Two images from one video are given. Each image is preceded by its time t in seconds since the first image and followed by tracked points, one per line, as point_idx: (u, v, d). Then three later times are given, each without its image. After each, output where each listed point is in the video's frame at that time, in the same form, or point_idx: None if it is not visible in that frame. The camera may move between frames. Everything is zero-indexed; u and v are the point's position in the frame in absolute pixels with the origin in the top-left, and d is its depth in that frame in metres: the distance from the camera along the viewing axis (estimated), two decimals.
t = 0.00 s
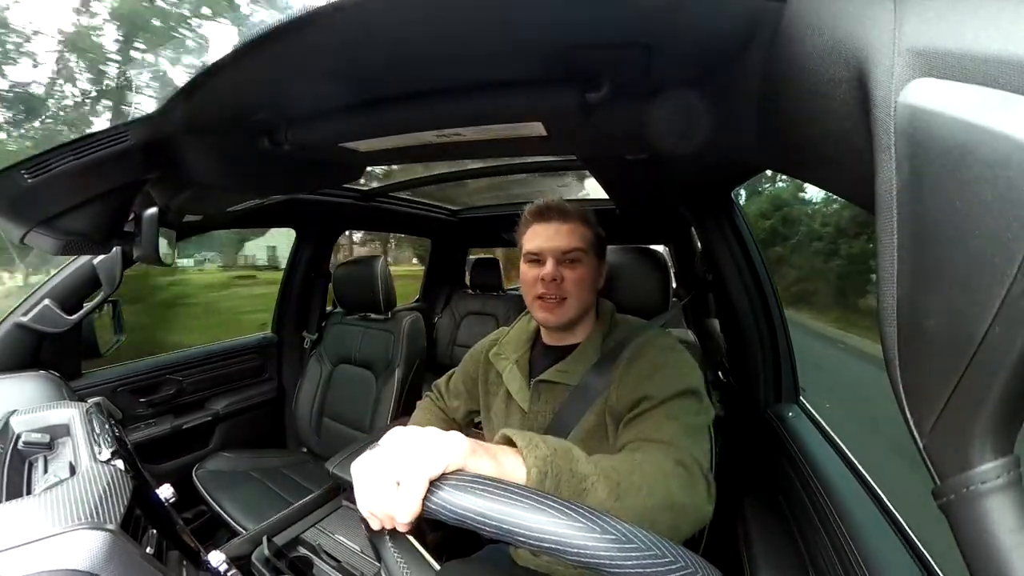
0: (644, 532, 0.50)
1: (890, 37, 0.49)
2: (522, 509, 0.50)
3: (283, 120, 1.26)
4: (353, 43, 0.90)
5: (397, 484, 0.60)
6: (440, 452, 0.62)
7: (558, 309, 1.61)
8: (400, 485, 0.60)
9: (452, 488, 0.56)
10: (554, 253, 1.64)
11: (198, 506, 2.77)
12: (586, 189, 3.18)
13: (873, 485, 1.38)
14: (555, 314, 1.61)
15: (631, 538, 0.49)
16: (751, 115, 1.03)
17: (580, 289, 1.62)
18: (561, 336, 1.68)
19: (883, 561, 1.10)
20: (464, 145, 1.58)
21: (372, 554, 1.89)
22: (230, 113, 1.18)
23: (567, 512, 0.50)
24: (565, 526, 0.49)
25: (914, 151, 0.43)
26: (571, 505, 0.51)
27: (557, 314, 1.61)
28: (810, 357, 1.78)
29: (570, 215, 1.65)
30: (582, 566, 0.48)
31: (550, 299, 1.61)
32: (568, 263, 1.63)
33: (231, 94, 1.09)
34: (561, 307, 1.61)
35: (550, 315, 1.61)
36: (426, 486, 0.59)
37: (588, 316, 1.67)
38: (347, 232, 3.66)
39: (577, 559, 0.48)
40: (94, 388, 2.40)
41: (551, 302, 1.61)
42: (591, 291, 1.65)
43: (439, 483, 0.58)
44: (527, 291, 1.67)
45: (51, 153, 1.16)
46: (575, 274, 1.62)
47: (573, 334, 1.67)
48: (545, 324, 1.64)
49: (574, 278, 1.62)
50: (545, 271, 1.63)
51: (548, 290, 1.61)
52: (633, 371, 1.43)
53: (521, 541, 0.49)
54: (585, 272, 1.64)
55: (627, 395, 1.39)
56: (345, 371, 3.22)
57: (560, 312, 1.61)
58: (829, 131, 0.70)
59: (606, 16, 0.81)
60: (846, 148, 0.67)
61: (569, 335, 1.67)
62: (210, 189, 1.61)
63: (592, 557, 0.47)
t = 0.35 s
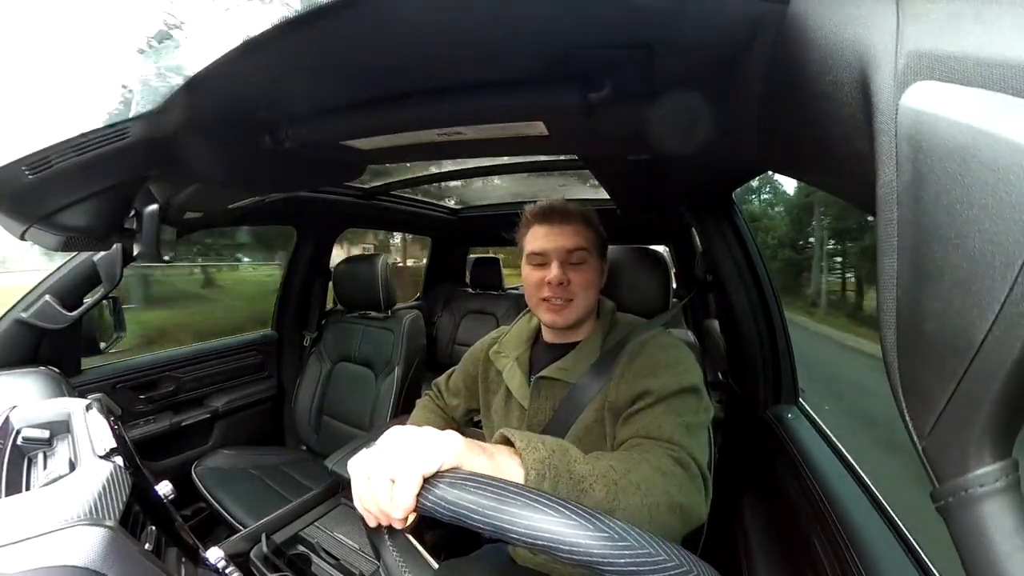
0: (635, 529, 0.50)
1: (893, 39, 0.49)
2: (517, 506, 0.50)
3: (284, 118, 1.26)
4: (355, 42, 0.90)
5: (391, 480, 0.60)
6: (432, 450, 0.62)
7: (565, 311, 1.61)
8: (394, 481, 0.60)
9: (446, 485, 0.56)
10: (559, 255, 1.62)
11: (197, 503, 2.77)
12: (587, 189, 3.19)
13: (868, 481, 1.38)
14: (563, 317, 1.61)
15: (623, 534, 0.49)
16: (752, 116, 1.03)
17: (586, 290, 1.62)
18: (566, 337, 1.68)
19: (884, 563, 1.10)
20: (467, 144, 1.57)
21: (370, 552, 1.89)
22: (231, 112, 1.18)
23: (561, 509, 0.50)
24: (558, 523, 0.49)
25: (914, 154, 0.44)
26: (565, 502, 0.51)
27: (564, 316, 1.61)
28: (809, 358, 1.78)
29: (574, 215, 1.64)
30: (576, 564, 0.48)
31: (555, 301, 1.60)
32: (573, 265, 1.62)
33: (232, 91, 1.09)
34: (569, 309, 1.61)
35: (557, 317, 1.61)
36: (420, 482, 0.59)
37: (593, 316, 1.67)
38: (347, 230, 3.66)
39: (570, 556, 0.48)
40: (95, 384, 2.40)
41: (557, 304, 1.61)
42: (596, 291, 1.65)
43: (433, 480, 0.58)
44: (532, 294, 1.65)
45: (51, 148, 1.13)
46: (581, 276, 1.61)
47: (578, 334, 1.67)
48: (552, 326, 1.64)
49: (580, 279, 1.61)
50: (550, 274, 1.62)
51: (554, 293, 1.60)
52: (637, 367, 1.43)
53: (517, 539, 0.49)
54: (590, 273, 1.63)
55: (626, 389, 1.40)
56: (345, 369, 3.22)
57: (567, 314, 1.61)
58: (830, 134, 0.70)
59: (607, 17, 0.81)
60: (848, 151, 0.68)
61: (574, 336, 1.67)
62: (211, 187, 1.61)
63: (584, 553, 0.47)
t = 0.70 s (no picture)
0: (633, 527, 0.50)
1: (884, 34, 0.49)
2: (516, 506, 0.50)
3: (284, 120, 1.26)
4: (356, 44, 0.90)
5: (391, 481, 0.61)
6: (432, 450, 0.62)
7: (560, 309, 1.61)
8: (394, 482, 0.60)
9: (446, 486, 0.56)
10: (556, 254, 1.63)
11: (198, 504, 2.77)
12: (587, 189, 3.19)
13: (867, 477, 1.38)
14: (559, 315, 1.61)
15: (622, 533, 0.49)
16: (751, 115, 1.04)
17: (582, 289, 1.61)
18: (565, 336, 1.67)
19: (886, 560, 1.10)
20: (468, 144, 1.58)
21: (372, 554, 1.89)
22: (231, 114, 1.18)
23: (561, 509, 0.50)
24: (557, 523, 0.49)
25: (915, 148, 0.43)
26: (565, 502, 0.51)
27: (559, 314, 1.61)
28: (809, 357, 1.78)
29: (574, 215, 1.65)
30: (576, 563, 0.48)
31: (551, 299, 1.60)
32: (570, 263, 1.62)
33: (232, 94, 1.09)
34: (563, 307, 1.61)
35: (553, 314, 1.61)
36: (419, 483, 0.59)
37: (592, 316, 1.66)
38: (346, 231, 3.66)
39: (570, 556, 0.48)
40: (96, 386, 2.41)
41: (554, 303, 1.61)
42: (595, 291, 1.64)
43: (433, 480, 0.58)
44: (531, 291, 1.66)
45: (50, 152, 1.17)
46: (578, 275, 1.61)
47: (577, 333, 1.66)
48: (549, 324, 1.64)
49: (576, 278, 1.61)
50: (547, 272, 1.63)
51: (550, 290, 1.61)
52: (637, 369, 1.44)
53: (518, 539, 0.49)
54: (588, 272, 1.63)
55: (627, 390, 1.41)
56: (346, 370, 3.22)
57: (563, 312, 1.61)
58: (829, 133, 0.71)
59: (606, 17, 0.81)
60: (846, 150, 0.68)
61: (573, 335, 1.66)
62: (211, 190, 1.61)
63: (584, 552, 0.48)
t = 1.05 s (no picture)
0: (606, 519, 0.50)
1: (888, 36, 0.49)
2: (487, 498, 0.51)
3: (285, 117, 1.26)
4: (356, 43, 0.90)
5: (374, 481, 0.62)
6: (409, 450, 0.63)
7: (564, 312, 1.61)
8: (375, 482, 0.62)
9: (424, 481, 0.57)
10: (555, 257, 1.63)
11: (195, 502, 2.77)
12: (588, 190, 3.19)
13: (863, 480, 1.38)
14: (562, 317, 1.62)
15: (592, 525, 0.48)
16: (752, 118, 1.03)
17: (583, 290, 1.63)
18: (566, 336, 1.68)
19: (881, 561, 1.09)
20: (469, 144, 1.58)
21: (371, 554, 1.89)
22: (231, 110, 1.18)
23: (530, 501, 0.50)
24: (525, 514, 0.49)
25: (917, 157, 0.43)
26: (537, 494, 0.51)
27: (564, 317, 1.62)
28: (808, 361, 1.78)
29: (568, 216, 1.64)
30: (545, 555, 0.48)
31: (554, 302, 1.61)
32: (569, 265, 1.63)
33: (233, 90, 1.09)
34: (567, 310, 1.62)
35: (558, 318, 1.62)
36: (398, 480, 0.60)
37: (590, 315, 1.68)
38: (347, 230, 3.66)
39: (538, 546, 0.48)
40: (95, 382, 2.41)
41: (557, 305, 1.61)
42: (593, 290, 1.66)
43: (411, 478, 0.59)
44: (531, 296, 1.65)
45: (50, 147, 1.18)
46: (578, 276, 1.62)
47: (578, 333, 1.67)
48: (552, 327, 1.64)
49: (576, 280, 1.62)
50: (547, 275, 1.62)
51: (552, 293, 1.61)
52: (635, 365, 1.43)
53: (488, 530, 0.49)
54: (586, 273, 1.64)
55: (623, 388, 1.41)
56: (343, 368, 3.21)
57: (567, 314, 1.62)
58: (830, 136, 0.71)
59: (608, 18, 0.81)
60: (847, 153, 0.67)
61: (574, 335, 1.68)
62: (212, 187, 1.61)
63: (552, 542, 0.47)
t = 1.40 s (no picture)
0: (605, 518, 0.50)
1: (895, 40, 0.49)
2: (484, 499, 0.51)
3: (286, 113, 1.26)
4: (359, 39, 0.89)
5: (373, 477, 0.62)
6: (410, 447, 0.63)
7: (562, 313, 1.61)
8: (374, 478, 0.62)
9: (424, 479, 0.57)
10: (558, 256, 1.63)
11: (193, 497, 2.77)
12: (589, 189, 3.19)
13: (862, 483, 1.39)
14: (560, 318, 1.61)
15: (590, 524, 0.48)
16: (755, 120, 1.03)
17: (584, 291, 1.62)
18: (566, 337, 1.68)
19: (877, 565, 1.09)
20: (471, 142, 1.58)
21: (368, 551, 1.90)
22: (233, 106, 1.18)
23: (526, 500, 0.50)
24: (524, 515, 0.49)
25: (918, 160, 0.43)
26: (534, 493, 0.51)
27: (562, 318, 1.61)
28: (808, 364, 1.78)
29: (573, 217, 1.64)
30: (541, 553, 0.48)
31: (552, 302, 1.61)
32: (570, 266, 1.63)
33: (235, 86, 1.09)
34: (565, 311, 1.61)
35: (555, 319, 1.62)
36: (397, 477, 0.61)
37: (592, 317, 1.67)
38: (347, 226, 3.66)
39: (535, 545, 0.48)
40: (94, 376, 2.41)
41: (556, 306, 1.61)
42: (595, 291, 1.65)
43: (409, 474, 0.60)
44: (531, 294, 1.65)
45: (53, 142, 1.18)
46: (579, 277, 1.62)
47: (577, 335, 1.67)
48: (551, 327, 1.64)
49: (577, 281, 1.62)
50: (548, 274, 1.63)
51: (551, 294, 1.61)
52: (638, 367, 1.44)
53: (485, 528, 0.50)
54: (588, 274, 1.64)
55: (625, 391, 1.41)
56: (342, 365, 3.21)
57: (565, 316, 1.62)
58: (832, 138, 0.71)
59: (610, 18, 0.81)
60: (849, 155, 0.67)
61: (573, 337, 1.67)
62: (213, 183, 1.61)
63: (549, 542, 0.47)
